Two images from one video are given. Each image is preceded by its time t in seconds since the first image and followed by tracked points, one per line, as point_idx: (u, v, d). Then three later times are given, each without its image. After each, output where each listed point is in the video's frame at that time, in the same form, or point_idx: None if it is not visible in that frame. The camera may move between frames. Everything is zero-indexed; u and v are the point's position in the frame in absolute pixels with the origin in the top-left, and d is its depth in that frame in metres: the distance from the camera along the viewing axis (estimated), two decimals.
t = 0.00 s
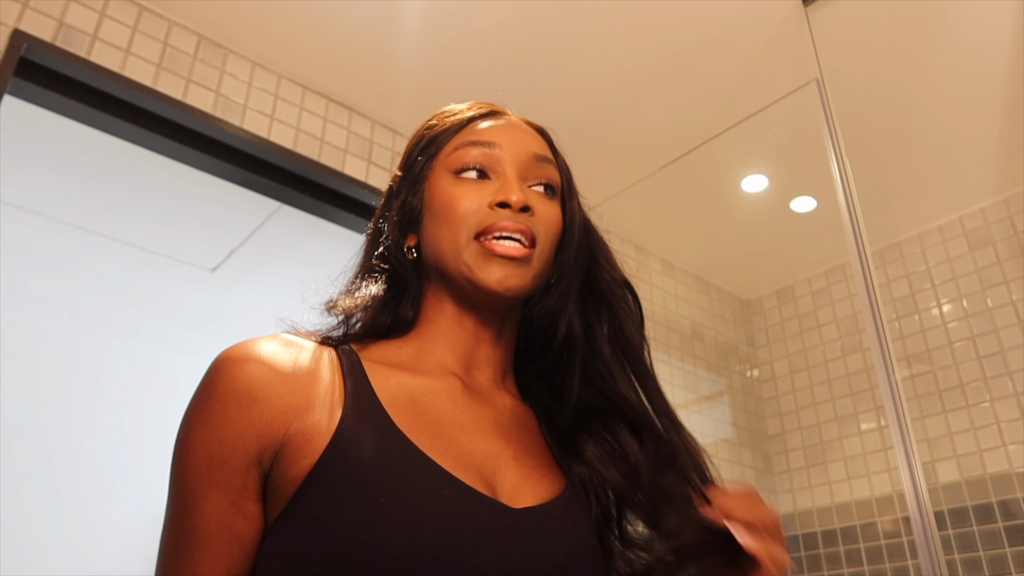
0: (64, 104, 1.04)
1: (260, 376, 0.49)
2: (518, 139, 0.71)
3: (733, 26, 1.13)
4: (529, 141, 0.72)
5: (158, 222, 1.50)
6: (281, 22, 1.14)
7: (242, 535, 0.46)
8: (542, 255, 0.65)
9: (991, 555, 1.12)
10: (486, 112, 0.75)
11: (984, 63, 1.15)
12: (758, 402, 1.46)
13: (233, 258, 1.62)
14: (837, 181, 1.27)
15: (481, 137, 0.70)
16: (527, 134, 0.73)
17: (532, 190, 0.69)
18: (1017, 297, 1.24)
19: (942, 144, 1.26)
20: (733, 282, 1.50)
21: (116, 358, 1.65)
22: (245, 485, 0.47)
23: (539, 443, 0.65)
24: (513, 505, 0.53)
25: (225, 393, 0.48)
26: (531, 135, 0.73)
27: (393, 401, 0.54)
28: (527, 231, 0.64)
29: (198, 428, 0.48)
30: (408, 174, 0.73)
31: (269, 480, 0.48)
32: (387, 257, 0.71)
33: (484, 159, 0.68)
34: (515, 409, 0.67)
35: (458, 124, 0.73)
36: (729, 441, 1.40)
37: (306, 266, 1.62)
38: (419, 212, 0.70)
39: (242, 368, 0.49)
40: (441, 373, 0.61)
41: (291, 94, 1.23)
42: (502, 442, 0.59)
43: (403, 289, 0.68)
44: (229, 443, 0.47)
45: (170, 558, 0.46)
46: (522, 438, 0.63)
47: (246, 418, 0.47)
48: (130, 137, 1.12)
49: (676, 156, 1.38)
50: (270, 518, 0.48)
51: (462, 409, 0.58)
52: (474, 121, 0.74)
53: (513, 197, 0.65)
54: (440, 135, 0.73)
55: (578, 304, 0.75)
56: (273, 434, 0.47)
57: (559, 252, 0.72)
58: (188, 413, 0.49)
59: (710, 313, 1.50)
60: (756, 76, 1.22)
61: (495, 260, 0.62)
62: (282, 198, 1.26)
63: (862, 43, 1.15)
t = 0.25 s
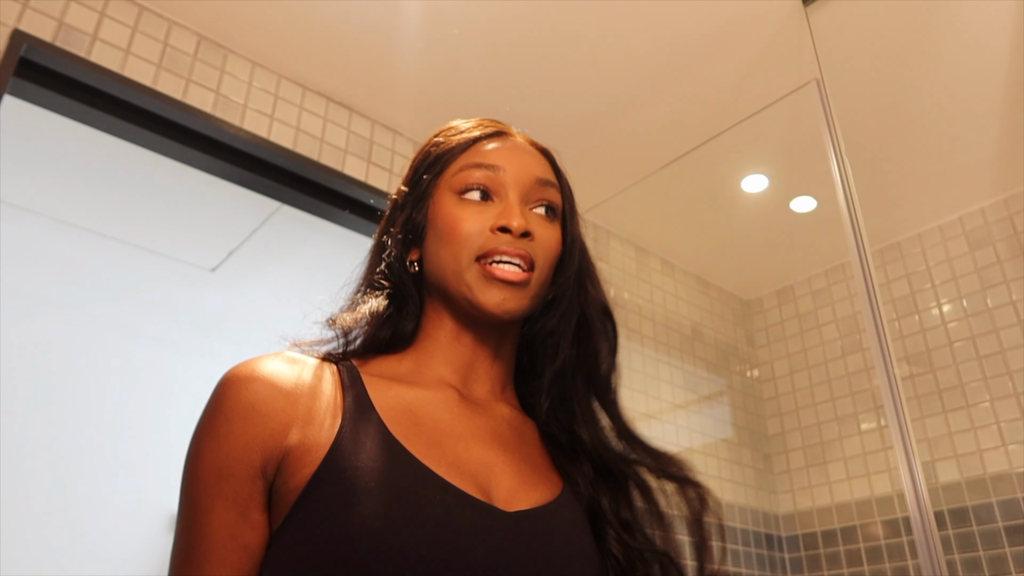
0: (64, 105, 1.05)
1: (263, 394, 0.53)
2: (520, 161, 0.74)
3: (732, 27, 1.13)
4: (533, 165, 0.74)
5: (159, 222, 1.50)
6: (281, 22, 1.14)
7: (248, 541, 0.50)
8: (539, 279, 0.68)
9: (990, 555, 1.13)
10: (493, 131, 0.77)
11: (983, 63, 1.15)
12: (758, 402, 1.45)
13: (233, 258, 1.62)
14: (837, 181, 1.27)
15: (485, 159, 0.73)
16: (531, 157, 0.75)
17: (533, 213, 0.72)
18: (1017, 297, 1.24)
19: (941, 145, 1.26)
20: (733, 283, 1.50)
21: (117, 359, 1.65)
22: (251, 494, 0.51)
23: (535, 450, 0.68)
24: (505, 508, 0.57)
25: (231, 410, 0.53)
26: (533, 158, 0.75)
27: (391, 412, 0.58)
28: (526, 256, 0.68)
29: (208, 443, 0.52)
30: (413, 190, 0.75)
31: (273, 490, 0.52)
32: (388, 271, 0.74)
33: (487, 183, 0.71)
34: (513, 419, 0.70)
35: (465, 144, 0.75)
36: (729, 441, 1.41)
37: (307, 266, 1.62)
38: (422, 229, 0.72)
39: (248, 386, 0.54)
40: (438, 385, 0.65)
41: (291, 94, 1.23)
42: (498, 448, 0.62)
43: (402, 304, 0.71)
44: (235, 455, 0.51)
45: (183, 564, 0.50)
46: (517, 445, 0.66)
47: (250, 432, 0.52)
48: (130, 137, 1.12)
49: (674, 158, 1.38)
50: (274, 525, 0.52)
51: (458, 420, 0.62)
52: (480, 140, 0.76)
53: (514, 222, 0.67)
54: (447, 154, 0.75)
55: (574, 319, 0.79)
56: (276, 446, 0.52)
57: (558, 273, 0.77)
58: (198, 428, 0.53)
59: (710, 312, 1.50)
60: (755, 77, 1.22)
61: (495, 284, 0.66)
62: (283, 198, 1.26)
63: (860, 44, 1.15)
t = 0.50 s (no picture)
0: (64, 105, 1.05)
1: (274, 422, 0.55)
2: (531, 198, 0.73)
3: (733, 26, 1.13)
4: (542, 202, 0.74)
5: (158, 222, 1.50)
6: (281, 21, 1.14)
7: (258, 564, 0.51)
8: (546, 316, 0.69)
9: (990, 555, 1.13)
10: (504, 167, 0.77)
11: (983, 62, 1.15)
12: (758, 402, 1.46)
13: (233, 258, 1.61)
14: (837, 181, 1.27)
15: (497, 196, 0.73)
16: (541, 194, 0.75)
17: (541, 249, 0.72)
18: (1017, 297, 1.24)
19: (941, 145, 1.26)
20: (733, 283, 1.50)
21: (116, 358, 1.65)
22: (261, 519, 0.52)
23: (538, 478, 0.69)
24: (502, 536, 0.57)
25: (243, 437, 0.54)
26: (543, 195, 0.75)
27: (397, 446, 0.58)
28: (535, 292, 0.68)
29: (221, 470, 0.54)
30: (424, 224, 0.75)
31: (283, 516, 0.53)
32: (401, 306, 0.73)
33: (498, 219, 0.71)
34: (517, 448, 0.70)
35: (476, 180, 0.75)
36: (728, 441, 1.41)
37: (306, 266, 1.62)
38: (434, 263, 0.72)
39: (260, 415, 0.56)
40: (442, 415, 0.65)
41: (291, 94, 1.23)
42: (501, 480, 0.63)
43: (413, 335, 0.71)
44: (246, 480, 0.53)
45: None
46: (520, 474, 0.66)
47: (261, 459, 0.53)
48: (131, 138, 1.12)
49: (673, 158, 1.38)
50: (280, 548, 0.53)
51: (461, 450, 0.63)
52: (491, 177, 0.76)
53: (523, 259, 0.68)
54: (458, 190, 0.75)
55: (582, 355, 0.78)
56: (286, 472, 0.53)
57: (565, 307, 0.77)
58: (213, 456, 0.55)
59: (710, 313, 1.50)
60: (755, 77, 1.22)
61: (504, 320, 0.66)
62: (283, 198, 1.26)
63: (860, 44, 1.15)
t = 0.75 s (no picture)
0: (65, 105, 1.05)
1: (291, 421, 0.56)
2: (528, 216, 0.73)
3: (733, 26, 1.13)
4: (542, 215, 0.74)
5: (157, 222, 1.50)
6: (281, 21, 1.14)
7: (275, 562, 0.52)
8: (543, 333, 0.69)
9: (990, 555, 1.13)
10: (505, 177, 0.77)
11: (983, 62, 1.15)
12: (758, 402, 1.46)
13: (233, 258, 1.61)
14: (837, 181, 1.27)
15: (495, 210, 0.72)
16: (541, 207, 0.74)
17: (541, 264, 0.72)
18: (1018, 297, 1.24)
19: (942, 145, 1.26)
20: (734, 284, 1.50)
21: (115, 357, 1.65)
22: (279, 517, 0.53)
23: (549, 471, 0.69)
24: (513, 530, 0.57)
25: (261, 435, 0.55)
26: (542, 208, 0.75)
27: (410, 443, 0.59)
28: (531, 311, 0.68)
29: (239, 467, 0.54)
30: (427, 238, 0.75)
31: (298, 514, 0.54)
32: (408, 317, 0.73)
33: (496, 235, 0.70)
34: (525, 446, 0.71)
35: (476, 193, 0.74)
36: (729, 441, 1.41)
37: (306, 266, 1.62)
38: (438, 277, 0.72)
39: (277, 415, 0.56)
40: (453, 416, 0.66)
41: (291, 94, 1.23)
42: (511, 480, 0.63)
43: (423, 346, 0.72)
44: (265, 478, 0.53)
45: None
46: (531, 468, 0.67)
47: (280, 458, 0.54)
48: (131, 138, 1.12)
49: (673, 157, 1.38)
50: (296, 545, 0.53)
51: (470, 447, 0.63)
52: (491, 189, 0.75)
53: (517, 279, 0.68)
54: (457, 204, 0.74)
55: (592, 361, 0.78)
56: (304, 471, 0.54)
57: (573, 317, 0.75)
58: (229, 453, 0.55)
59: (710, 313, 1.50)
60: (756, 77, 1.22)
61: (498, 342, 0.67)
62: (283, 198, 1.25)
63: (861, 44, 1.15)
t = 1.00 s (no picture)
0: (65, 105, 1.05)
1: (308, 419, 0.53)
2: (539, 206, 0.69)
3: (732, 26, 1.13)
4: (555, 205, 0.71)
5: (157, 222, 1.50)
6: (280, 21, 1.14)
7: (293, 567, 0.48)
8: (550, 332, 0.67)
9: (990, 555, 1.13)
10: (519, 161, 0.74)
11: (982, 62, 1.15)
12: (758, 402, 1.46)
13: (233, 258, 1.61)
14: (837, 181, 1.27)
15: (504, 200, 0.69)
16: (554, 196, 0.71)
17: (551, 258, 0.69)
18: (1017, 297, 1.24)
19: (942, 144, 1.26)
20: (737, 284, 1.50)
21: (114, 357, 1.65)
22: (297, 518, 0.49)
23: (555, 475, 0.69)
24: (529, 541, 0.57)
25: (279, 432, 0.51)
26: (556, 197, 0.71)
27: (426, 447, 0.58)
28: (539, 310, 0.65)
29: (253, 465, 0.50)
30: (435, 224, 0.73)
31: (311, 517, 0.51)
32: (416, 306, 0.72)
33: (504, 226, 0.67)
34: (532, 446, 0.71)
35: (486, 179, 0.71)
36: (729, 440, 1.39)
37: (306, 265, 1.62)
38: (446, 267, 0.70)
39: (294, 411, 0.53)
40: (465, 414, 0.65)
41: (291, 94, 1.23)
42: (524, 480, 0.63)
43: (433, 337, 0.70)
44: (285, 477, 0.50)
45: None
46: (539, 474, 0.67)
47: (300, 457, 0.51)
48: (132, 138, 1.12)
49: (676, 155, 1.38)
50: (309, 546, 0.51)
51: (484, 450, 0.62)
52: (503, 175, 0.72)
53: (524, 277, 0.65)
54: (467, 190, 0.71)
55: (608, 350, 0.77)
56: (324, 472, 0.51)
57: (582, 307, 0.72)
58: (238, 449, 0.51)
59: (710, 313, 1.49)
60: (755, 77, 1.22)
61: (504, 340, 0.64)
62: (282, 198, 1.25)
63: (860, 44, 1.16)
